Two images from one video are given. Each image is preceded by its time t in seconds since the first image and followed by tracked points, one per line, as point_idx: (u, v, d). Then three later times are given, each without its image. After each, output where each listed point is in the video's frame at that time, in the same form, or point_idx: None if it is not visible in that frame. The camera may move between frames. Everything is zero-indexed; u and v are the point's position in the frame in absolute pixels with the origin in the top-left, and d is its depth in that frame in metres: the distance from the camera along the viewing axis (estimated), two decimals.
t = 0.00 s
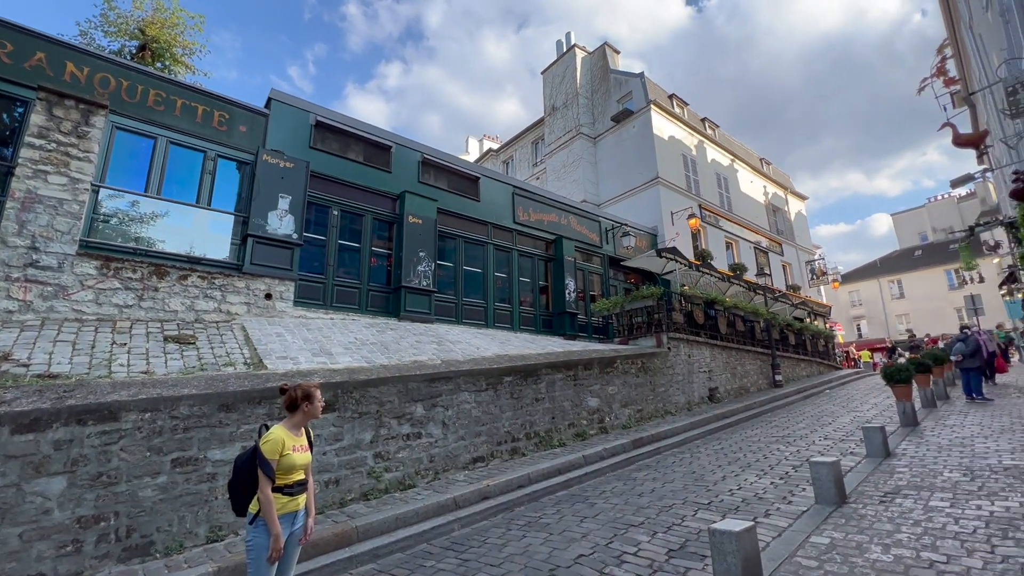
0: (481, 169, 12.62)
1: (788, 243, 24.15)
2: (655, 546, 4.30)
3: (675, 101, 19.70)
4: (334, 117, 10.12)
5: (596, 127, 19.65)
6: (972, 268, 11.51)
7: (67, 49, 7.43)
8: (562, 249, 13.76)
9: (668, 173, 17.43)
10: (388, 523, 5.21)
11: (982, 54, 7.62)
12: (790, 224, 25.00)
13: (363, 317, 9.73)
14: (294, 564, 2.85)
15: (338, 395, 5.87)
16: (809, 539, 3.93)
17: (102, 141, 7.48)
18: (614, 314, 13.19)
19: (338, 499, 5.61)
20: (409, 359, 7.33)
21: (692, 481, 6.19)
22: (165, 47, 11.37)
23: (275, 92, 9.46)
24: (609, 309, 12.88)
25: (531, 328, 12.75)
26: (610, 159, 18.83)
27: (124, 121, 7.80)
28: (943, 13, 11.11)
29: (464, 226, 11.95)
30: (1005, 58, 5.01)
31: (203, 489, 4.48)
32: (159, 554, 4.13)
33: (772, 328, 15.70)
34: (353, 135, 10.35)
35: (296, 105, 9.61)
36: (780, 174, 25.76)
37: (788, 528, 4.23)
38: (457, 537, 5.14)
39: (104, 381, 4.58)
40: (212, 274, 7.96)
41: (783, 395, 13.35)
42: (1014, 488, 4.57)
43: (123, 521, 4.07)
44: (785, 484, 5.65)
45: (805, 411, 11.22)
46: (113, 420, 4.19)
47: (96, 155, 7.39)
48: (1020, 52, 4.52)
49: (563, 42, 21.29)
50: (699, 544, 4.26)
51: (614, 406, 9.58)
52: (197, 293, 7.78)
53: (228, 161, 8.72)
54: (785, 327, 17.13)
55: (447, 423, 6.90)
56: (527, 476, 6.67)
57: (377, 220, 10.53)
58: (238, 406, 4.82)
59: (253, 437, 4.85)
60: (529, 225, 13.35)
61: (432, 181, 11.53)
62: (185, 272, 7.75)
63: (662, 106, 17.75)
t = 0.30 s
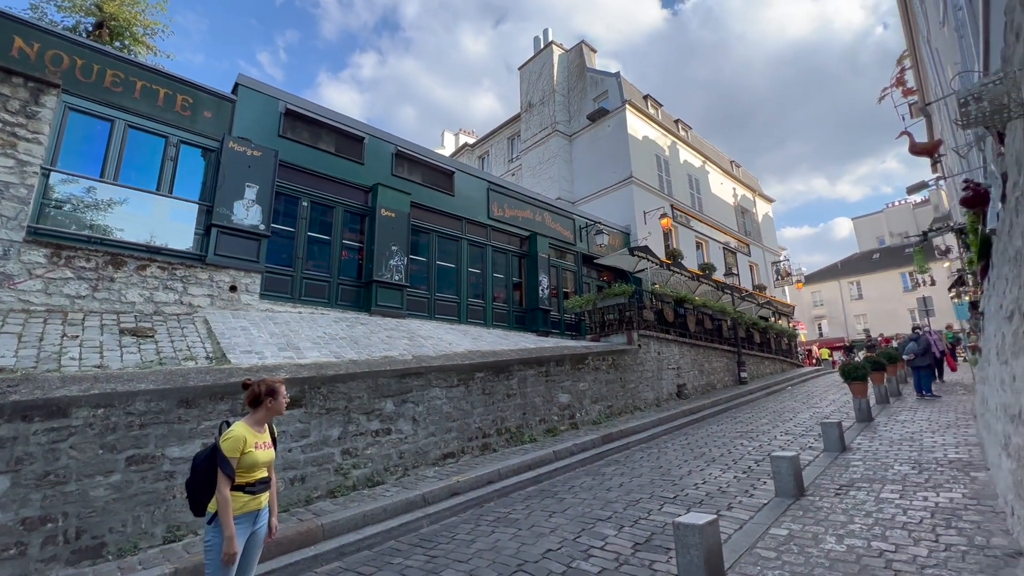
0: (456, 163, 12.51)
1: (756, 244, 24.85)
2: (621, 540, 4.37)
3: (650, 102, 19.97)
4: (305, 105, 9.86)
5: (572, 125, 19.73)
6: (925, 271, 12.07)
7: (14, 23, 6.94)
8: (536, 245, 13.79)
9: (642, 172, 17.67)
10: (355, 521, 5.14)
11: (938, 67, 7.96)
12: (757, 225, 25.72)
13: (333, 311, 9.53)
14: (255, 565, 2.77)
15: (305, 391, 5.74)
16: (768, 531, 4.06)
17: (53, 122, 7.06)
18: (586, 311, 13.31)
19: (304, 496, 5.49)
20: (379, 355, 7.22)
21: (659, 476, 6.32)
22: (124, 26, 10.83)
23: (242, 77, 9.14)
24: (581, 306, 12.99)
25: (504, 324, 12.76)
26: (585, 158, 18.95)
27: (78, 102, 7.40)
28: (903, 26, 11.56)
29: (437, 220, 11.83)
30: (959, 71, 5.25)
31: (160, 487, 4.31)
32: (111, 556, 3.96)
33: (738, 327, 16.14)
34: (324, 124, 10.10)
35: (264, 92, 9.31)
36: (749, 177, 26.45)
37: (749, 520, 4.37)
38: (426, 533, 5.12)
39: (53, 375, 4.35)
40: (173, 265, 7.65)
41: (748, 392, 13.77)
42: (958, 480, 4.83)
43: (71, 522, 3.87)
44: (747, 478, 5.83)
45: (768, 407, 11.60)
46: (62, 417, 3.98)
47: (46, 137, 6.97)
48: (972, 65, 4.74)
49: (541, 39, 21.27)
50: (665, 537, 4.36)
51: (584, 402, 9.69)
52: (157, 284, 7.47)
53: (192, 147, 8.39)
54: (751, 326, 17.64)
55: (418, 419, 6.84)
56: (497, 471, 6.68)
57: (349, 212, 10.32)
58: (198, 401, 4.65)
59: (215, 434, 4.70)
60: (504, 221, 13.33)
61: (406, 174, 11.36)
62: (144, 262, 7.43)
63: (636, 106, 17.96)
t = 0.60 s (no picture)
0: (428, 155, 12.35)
1: (722, 242, 25.54)
2: (587, 531, 4.45)
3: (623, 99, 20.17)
4: (271, 90, 9.53)
5: (546, 120, 19.75)
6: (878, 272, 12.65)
7: None
8: (509, 239, 13.78)
9: (614, 169, 17.86)
10: (320, 516, 5.05)
11: (895, 76, 8.32)
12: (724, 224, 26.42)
13: (299, 303, 9.30)
14: (213, 563, 2.68)
15: (269, 384, 5.59)
16: (727, 520, 4.20)
17: None
18: (557, 305, 13.41)
19: (266, 492, 5.36)
20: (347, 348, 7.09)
21: (625, 468, 6.45)
22: None
23: (204, 58, 8.75)
24: (552, 300, 13.07)
25: (475, 318, 12.73)
26: (559, 153, 19.02)
27: (23, 76, 6.94)
28: (863, 36, 12.02)
29: (409, 212, 11.67)
30: (913, 81, 5.49)
31: (112, 485, 4.13)
32: (57, 557, 3.77)
33: (704, 323, 16.58)
34: (292, 110, 9.79)
35: (228, 74, 8.95)
36: (717, 177, 27.11)
37: (709, 510, 4.51)
38: (393, 528, 5.08)
39: None
40: (127, 253, 7.31)
41: (712, 386, 14.18)
42: (902, 470, 5.11)
43: (13, 523, 3.66)
44: (709, 470, 6.02)
45: (731, 401, 11.98)
46: (4, 412, 3.76)
47: None
48: (926, 76, 4.96)
49: (516, 32, 21.16)
50: (628, 527, 4.46)
51: (554, 396, 9.78)
52: (110, 272, 7.12)
53: (149, 129, 8.00)
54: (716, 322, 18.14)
55: (385, 413, 6.76)
56: (465, 465, 6.68)
57: (317, 201, 10.06)
58: (153, 395, 4.47)
59: (171, 429, 4.52)
60: (476, 214, 13.26)
61: (377, 164, 11.15)
62: (96, 249, 7.07)
63: (610, 103, 18.11)
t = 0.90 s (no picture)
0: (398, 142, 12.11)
1: (689, 238, 26.15)
2: (552, 519, 4.51)
3: (595, 94, 20.29)
4: (233, 68, 9.13)
5: (518, 111, 19.67)
6: (833, 269, 13.22)
7: None
8: (479, 230, 13.71)
9: (585, 163, 17.99)
10: (281, 509, 4.93)
11: (853, 80, 8.65)
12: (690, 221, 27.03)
13: (261, 292, 9.00)
14: (167, 557, 2.58)
15: (228, 374, 5.40)
16: (688, 506, 4.33)
17: None
18: (527, 298, 13.45)
19: (225, 485, 5.19)
20: (311, 338, 6.92)
21: (591, 458, 6.56)
22: None
23: (160, 31, 8.29)
24: (522, 292, 13.11)
25: (444, 309, 12.64)
26: (531, 145, 18.99)
27: None
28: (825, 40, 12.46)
29: (378, 200, 11.44)
30: (870, 85, 5.72)
31: (56, 480, 3.92)
32: None
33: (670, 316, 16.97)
34: (254, 91, 9.41)
35: (186, 49, 8.51)
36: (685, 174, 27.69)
37: (671, 497, 4.63)
38: (357, 519, 5.02)
39: None
40: (73, 236, 6.89)
41: (676, 377, 14.57)
42: (850, 456, 5.39)
43: None
44: (671, 458, 6.19)
45: (693, 392, 12.35)
46: None
47: None
48: (882, 80, 5.17)
49: (490, 21, 20.93)
50: (593, 515, 4.54)
51: (522, 387, 9.84)
52: (54, 256, 6.69)
53: (98, 105, 7.54)
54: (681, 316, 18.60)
55: (351, 404, 6.65)
56: (432, 456, 6.64)
57: (281, 187, 9.73)
58: (102, 386, 4.25)
59: (122, 422, 4.32)
60: (447, 204, 13.13)
61: (345, 150, 10.86)
62: (38, 231, 6.64)
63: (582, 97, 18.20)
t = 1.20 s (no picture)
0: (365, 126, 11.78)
1: (655, 231, 26.65)
2: (517, 506, 4.54)
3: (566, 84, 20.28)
4: (187, 41, 8.64)
5: (489, 99, 19.46)
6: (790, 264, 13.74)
7: None
8: (448, 219, 13.55)
9: (555, 154, 18.01)
10: (238, 502, 4.77)
11: (813, 81, 8.93)
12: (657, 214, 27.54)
13: (218, 278, 8.64)
14: (112, 553, 2.45)
15: (181, 363, 5.17)
16: (649, 491, 4.44)
17: None
18: (495, 287, 13.44)
19: (177, 478, 4.98)
20: (272, 325, 6.70)
21: (556, 445, 6.64)
22: None
23: None
24: (490, 282, 13.07)
25: (411, 298, 12.47)
26: (501, 134, 18.86)
27: None
28: (789, 40, 12.80)
29: (343, 185, 11.13)
30: (829, 85, 5.90)
31: None
32: None
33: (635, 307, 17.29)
34: (211, 66, 8.94)
35: (134, 18, 7.99)
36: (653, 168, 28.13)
37: (633, 482, 4.74)
38: (318, 510, 4.93)
39: None
40: (8, 214, 6.42)
41: (640, 367, 14.90)
42: (801, 441, 5.65)
43: None
44: (634, 445, 6.33)
45: (656, 381, 12.66)
46: None
47: None
48: (841, 79, 5.34)
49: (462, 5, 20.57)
50: (556, 501, 4.60)
51: (489, 376, 9.85)
52: None
53: (36, 74, 7.00)
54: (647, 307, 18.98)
55: (313, 393, 6.49)
56: (397, 446, 6.57)
57: (239, 168, 9.32)
58: (41, 374, 3.99)
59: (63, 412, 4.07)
60: (415, 191, 12.89)
61: (308, 132, 10.49)
62: None
63: (554, 87, 18.16)
